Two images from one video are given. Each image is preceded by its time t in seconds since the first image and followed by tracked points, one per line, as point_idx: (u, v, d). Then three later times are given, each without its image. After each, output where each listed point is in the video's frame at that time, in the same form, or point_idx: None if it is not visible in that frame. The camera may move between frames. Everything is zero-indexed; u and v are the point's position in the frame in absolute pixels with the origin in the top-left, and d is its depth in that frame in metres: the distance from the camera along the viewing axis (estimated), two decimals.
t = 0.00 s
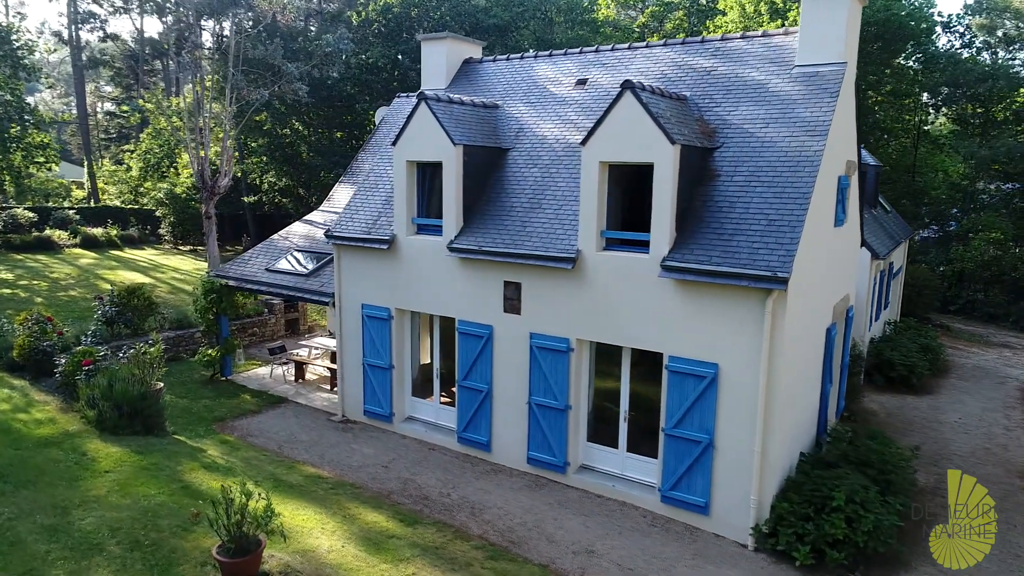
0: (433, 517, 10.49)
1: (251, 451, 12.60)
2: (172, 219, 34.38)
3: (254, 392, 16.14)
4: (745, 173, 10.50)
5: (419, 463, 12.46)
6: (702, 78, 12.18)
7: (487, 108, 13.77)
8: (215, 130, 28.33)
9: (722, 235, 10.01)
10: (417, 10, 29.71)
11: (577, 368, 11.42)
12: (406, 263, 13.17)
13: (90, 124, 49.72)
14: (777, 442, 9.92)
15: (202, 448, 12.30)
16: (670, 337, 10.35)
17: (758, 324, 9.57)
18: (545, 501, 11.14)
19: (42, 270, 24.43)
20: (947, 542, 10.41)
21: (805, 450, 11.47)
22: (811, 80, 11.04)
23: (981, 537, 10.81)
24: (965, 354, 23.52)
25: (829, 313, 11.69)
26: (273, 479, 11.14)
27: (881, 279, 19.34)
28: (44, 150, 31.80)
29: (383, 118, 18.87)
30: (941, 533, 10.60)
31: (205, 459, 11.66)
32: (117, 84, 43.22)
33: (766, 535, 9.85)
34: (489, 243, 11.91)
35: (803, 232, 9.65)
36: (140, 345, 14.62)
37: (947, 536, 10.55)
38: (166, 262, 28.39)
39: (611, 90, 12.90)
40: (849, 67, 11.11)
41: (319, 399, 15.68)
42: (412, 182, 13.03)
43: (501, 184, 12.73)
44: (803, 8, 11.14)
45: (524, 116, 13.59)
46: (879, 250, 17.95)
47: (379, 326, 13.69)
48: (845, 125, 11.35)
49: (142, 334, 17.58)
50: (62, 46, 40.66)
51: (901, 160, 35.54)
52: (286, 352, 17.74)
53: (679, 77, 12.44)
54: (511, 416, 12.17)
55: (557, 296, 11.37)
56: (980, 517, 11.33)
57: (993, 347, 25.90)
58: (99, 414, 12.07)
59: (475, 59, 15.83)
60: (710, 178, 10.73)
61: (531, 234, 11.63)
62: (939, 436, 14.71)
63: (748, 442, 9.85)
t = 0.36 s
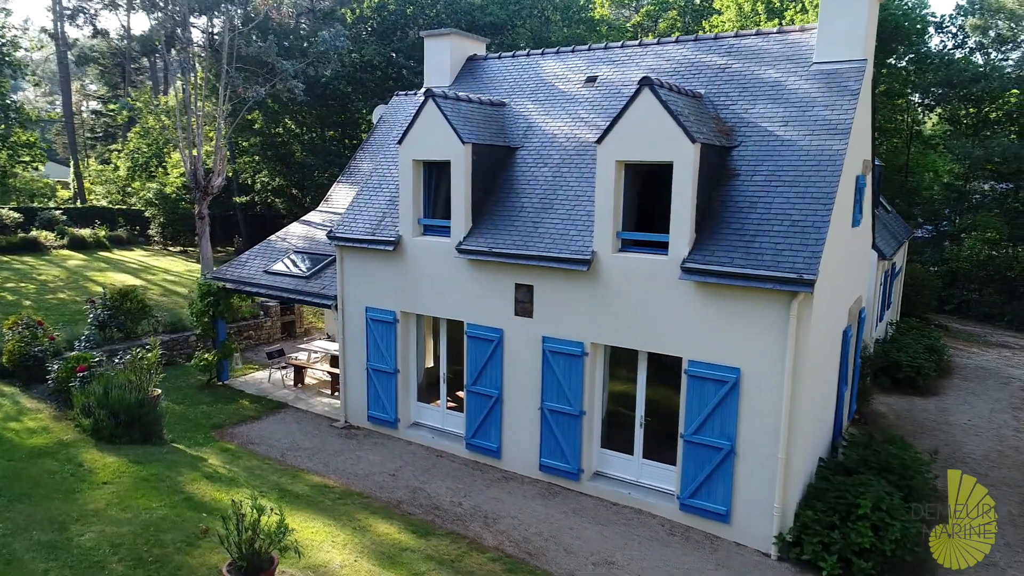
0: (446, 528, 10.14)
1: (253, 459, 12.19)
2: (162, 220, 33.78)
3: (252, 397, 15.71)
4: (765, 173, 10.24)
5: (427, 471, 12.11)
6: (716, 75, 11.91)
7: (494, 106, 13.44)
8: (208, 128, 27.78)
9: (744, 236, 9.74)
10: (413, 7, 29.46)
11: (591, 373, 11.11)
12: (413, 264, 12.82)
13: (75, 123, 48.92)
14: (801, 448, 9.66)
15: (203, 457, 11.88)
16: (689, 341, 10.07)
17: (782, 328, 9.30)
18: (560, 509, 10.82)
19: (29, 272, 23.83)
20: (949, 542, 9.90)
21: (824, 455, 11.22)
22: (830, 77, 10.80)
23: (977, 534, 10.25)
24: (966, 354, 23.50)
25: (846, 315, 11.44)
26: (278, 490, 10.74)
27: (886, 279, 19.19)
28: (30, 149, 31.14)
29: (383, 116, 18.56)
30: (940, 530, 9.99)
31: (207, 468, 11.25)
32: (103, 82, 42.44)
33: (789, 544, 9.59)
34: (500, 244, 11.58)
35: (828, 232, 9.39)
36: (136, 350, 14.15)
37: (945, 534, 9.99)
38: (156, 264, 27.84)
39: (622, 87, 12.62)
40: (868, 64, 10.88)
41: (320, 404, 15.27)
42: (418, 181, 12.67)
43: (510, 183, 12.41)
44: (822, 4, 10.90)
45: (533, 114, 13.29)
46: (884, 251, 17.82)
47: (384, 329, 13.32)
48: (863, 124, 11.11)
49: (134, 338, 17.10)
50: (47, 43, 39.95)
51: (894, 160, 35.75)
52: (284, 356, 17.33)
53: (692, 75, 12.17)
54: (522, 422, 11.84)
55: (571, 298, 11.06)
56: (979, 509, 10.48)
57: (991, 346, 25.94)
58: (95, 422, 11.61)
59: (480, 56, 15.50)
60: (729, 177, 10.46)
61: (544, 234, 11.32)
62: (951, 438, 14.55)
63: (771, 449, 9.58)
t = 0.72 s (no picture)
0: (456, 540, 9.79)
1: (251, 469, 11.75)
2: (146, 220, 33.07)
3: (246, 404, 15.24)
4: (782, 172, 9.99)
5: (432, 479, 11.75)
6: (727, 72, 11.64)
7: (497, 103, 13.10)
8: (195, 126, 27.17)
9: (763, 236, 9.49)
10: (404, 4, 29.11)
11: (603, 377, 10.79)
12: (416, 266, 12.45)
13: (55, 122, 47.91)
14: (822, 454, 9.42)
15: (199, 467, 11.43)
16: (706, 344, 9.80)
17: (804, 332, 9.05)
18: (572, 518, 10.52)
19: (9, 275, 23.12)
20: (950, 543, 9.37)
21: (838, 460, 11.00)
22: (846, 74, 10.57)
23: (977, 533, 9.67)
24: (962, 353, 23.53)
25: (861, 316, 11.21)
26: (280, 502, 10.32)
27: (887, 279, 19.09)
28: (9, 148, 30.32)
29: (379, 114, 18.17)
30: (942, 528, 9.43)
31: (204, 480, 10.80)
32: (83, 80, 41.52)
33: (810, 553, 9.34)
34: (507, 245, 11.26)
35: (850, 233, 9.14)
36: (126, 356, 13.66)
37: (946, 534, 9.42)
38: (141, 265, 27.19)
39: (630, 84, 12.33)
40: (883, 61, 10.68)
41: (317, 410, 14.84)
42: (421, 180, 12.30)
43: (516, 182, 12.08)
44: None
45: (537, 112, 12.96)
46: (886, 251, 17.70)
47: (385, 333, 12.94)
48: (878, 121, 10.88)
49: (123, 343, 16.57)
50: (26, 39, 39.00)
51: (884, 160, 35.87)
52: (278, 360, 16.90)
53: (703, 71, 11.88)
54: (531, 428, 11.52)
55: (581, 301, 10.76)
56: (981, 508, 9.74)
57: (984, 345, 26.05)
58: (86, 432, 11.13)
59: (480, 53, 15.16)
60: (744, 176, 10.20)
61: (553, 236, 11.00)
62: (958, 439, 14.45)
63: (792, 455, 9.33)
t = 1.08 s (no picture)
0: (463, 553, 9.44)
1: (243, 480, 11.29)
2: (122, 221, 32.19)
3: (235, 411, 14.73)
4: (794, 171, 9.79)
5: (434, 488, 11.38)
6: (733, 70, 11.43)
7: (496, 100, 12.76)
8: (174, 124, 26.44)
9: (776, 237, 9.27)
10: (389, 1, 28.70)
11: (610, 382, 10.51)
12: (414, 268, 12.08)
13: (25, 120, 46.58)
14: (838, 459, 9.22)
15: (189, 480, 10.95)
16: (719, 348, 9.55)
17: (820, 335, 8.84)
18: (581, 528, 10.22)
19: None
20: (952, 539, 8.92)
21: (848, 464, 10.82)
22: (855, 72, 10.40)
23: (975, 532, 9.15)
24: (949, 352, 23.69)
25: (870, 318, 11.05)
26: (277, 516, 9.89)
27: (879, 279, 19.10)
28: None
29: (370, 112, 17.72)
30: (943, 526, 8.96)
31: (196, 493, 10.33)
32: (55, 76, 40.36)
33: (827, 561, 9.09)
34: (510, 246, 10.93)
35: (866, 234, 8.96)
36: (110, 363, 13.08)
37: (947, 531, 8.96)
38: (119, 268, 26.40)
39: (633, 82, 12.06)
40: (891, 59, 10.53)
41: (309, 417, 14.38)
42: (419, 179, 11.93)
43: (518, 182, 11.77)
44: None
45: (538, 109, 12.65)
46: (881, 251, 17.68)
47: (382, 337, 12.55)
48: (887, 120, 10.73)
49: (102, 350, 15.94)
50: None
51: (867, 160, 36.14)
52: (267, 365, 16.39)
53: (708, 69, 11.65)
54: (535, 434, 11.20)
55: (588, 304, 10.46)
56: (980, 507, 9.18)
57: (969, 343, 26.31)
58: (69, 444, 10.59)
59: (475, 49, 14.82)
60: (754, 176, 9.98)
61: (558, 237, 10.70)
62: (958, 440, 14.41)
63: (807, 461, 9.11)
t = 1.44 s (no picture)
0: (473, 566, 9.11)
1: (238, 492, 10.83)
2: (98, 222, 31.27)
3: (224, 419, 14.23)
4: (807, 171, 9.58)
5: (437, 497, 11.03)
6: (740, 67, 11.19)
7: (496, 97, 12.42)
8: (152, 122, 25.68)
9: (793, 238, 9.06)
10: None
11: (620, 387, 10.24)
12: (414, 270, 11.69)
13: None
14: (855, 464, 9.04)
15: (181, 493, 10.47)
16: (734, 352, 9.33)
17: (839, 338, 8.65)
18: (592, 537, 9.94)
19: None
20: (950, 543, 8.55)
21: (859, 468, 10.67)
22: (866, 69, 10.22)
23: (980, 535, 8.80)
24: (936, 350, 23.87)
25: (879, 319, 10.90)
26: (276, 530, 9.47)
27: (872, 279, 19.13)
28: None
29: (361, 111, 17.27)
30: (940, 529, 8.65)
31: (190, 508, 9.86)
32: (25, 73, 39.14)
33: (845, 568, 8.91)
34: (515, 248, 10.61)
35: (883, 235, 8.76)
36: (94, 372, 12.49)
37: (945, 534, 8.64)
38: (95, 270, 25.58)
39: (637, 79, 11.78)
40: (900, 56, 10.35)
41: (302, 425, 13.93)
42: (418, 179, 11.55)
43: (521, 181, 11.44)
44: None
45: (539, 107, 12.33)
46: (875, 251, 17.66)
47: (380, 342, 12.15)
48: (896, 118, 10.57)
49: (82, 356, 15.32)
50: None
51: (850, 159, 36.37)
52: (256, 371, 15.89)
53: (714, 65, 11.40)
54: (541, 441, 10.90)
55: (596, 307, 10.18)
56: (982, 508, 8.93)
57: (954, 342, 26.57)
58: (53, 458, 10.05)
59: (471, 46, 14.45)
60: (767, 175, 9.76)
61: (565, 238, 10.40)
62: (959, 439, 14.40)
63: (825, 467, 8.93)
